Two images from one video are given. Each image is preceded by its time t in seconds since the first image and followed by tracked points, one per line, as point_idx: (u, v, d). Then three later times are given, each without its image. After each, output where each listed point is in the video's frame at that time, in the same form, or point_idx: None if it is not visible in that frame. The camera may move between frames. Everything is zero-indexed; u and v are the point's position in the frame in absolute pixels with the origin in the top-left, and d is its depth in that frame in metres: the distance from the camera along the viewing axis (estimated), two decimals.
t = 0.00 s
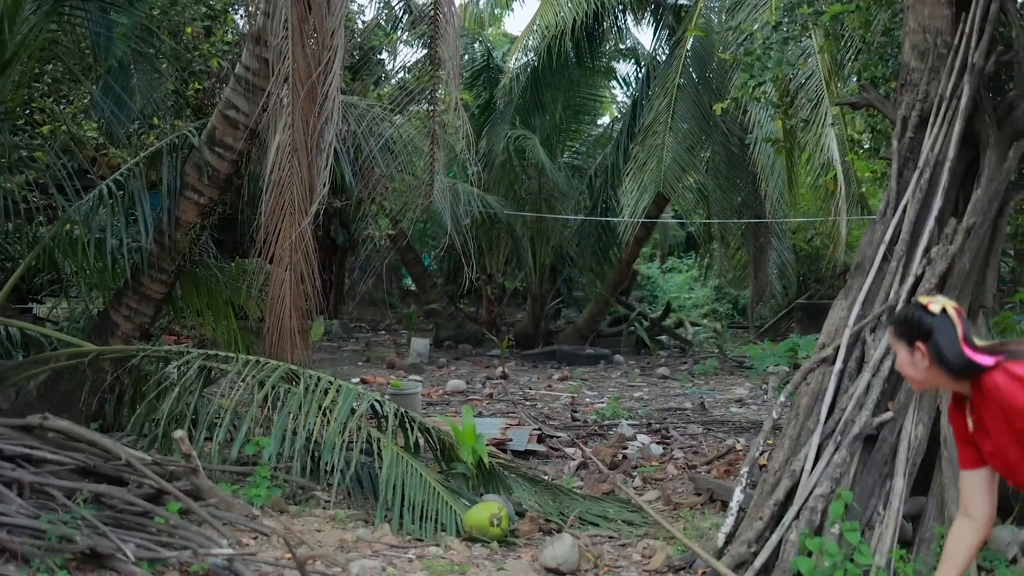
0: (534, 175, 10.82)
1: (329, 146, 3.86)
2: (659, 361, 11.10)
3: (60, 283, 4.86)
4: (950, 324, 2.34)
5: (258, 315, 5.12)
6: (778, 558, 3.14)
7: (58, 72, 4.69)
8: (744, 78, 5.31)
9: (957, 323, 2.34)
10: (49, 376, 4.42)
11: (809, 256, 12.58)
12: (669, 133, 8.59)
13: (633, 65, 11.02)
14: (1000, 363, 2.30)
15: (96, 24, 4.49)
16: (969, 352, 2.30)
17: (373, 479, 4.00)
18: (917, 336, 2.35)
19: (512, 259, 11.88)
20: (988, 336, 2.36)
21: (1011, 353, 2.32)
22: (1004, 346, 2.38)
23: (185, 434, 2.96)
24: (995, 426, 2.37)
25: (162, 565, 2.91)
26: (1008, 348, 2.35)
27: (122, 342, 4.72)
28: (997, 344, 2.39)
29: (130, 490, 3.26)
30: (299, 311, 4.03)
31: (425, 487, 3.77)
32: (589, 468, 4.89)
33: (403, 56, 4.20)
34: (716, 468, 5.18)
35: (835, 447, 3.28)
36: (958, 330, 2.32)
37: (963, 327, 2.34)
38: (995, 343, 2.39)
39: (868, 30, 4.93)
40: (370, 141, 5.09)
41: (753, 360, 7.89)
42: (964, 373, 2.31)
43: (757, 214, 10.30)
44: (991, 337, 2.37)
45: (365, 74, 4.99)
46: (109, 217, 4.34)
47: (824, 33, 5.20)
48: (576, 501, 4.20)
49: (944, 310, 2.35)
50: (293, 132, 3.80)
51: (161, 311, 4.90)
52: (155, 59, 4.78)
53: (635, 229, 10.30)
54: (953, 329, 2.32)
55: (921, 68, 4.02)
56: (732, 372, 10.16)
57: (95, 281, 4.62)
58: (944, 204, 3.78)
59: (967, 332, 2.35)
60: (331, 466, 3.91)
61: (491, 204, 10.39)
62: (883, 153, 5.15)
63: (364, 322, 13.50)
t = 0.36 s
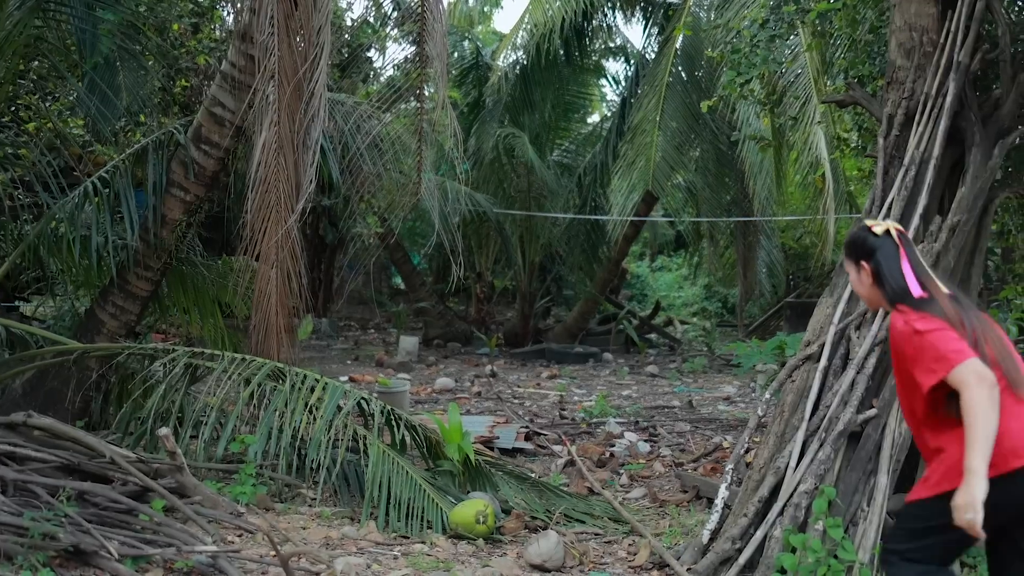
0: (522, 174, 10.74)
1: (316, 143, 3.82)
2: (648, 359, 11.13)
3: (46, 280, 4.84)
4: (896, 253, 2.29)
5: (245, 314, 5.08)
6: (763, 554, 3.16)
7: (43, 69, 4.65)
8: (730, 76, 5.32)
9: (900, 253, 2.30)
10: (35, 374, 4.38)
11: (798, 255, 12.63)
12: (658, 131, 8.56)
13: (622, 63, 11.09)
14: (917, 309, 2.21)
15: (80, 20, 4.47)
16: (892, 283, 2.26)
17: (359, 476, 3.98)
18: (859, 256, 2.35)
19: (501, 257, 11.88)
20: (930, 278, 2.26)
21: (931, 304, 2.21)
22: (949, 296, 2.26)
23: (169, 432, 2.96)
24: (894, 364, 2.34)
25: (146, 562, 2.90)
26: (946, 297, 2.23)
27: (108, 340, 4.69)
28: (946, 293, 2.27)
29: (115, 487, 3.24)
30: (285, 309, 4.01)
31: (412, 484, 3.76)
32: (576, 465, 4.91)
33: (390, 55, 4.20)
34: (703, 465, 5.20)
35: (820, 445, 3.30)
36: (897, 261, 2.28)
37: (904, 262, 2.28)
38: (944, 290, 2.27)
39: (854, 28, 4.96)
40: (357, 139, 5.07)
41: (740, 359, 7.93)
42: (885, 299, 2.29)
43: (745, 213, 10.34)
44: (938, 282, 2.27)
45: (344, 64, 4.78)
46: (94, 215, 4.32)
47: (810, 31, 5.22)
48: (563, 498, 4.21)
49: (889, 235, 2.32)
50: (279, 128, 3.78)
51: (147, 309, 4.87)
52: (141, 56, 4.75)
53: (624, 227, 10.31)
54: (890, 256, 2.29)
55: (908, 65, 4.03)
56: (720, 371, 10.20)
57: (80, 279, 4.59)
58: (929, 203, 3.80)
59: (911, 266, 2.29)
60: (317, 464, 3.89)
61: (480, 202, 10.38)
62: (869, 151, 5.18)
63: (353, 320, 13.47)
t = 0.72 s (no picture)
0: (513, 172, 10.76)
1: (305, 140, 3.84)
2: (638, 357, 11.16)
3: (35, 278, 4.81)
4: (785, 240, 2.23)
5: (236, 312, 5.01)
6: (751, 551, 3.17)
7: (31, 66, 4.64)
8: (721, 74, 5.33)
9: (789, 238, 2.24)
10: (24, 371, 4.36)
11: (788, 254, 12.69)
12: (649, 130, 8.56)
13: (613, 61, 11.09)
14: (787, 304, 2.15)
15: (68, 17, 4.48)
16: (776, 270, 2.21)
17: (349, 474, 3.99)
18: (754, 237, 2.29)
19: (492, 255, 11.89)
20: (814, 270, 2.19)
21: (804, 297, 2.14)
22: (828, 293, 2.18)
23: (160, 429, 3.00)
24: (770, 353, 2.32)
25: (135, 560, 2.88)
26: (822, 293, 2.16)
27: (97, 338, 4.67)
28: (828, 287, 2.20)
29: (104, 485, 3.23)
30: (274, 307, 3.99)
31: (402, 481, 3.77)
32: (566, 463, 4.92)
33: (381, 52, 4.19)
34: (692, 462, 5.21)
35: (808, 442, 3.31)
36: (783, 248, 2.22)
37: (791, 250, 2.22)
38: (827, 283, 2.20)
39: (844, 27, 4.98)
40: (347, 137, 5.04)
41: (731, 356, 7.96)
42: (768, 283, 2.24)
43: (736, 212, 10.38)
44: (822, 276, 2.20)
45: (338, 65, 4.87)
46: (83, 213, 4.30)
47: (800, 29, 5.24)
48: (552, 495, 4.21)
49: (780, 223, 2.25)
50: (268, 126, 3.78)
51: (137, 307, 4.85)
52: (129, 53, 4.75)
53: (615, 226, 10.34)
54: (782, 240, 2.23)
55: (897, 63, 4.04)
56: (710, 369, 10.23)
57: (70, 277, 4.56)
58: (918, 200, 3.82)
59: (798, 256, 2.22)
60: (307, 462, 3.91)
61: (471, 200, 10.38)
62: (859, 149, 5.20)
63: (344, 318, 13.44)
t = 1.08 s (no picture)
0: (506, 166, 10.78)
1: (299, 133, 3.82)
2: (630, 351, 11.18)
3: (28, 272, 4.79)
4: (662, 214, 2.56)
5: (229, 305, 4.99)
6: (743, 542, 3.19)
7: (25, 58, 4.63)
8: (714, 67, 5.34)
9: (664, 212, 2.56)
10: (17, 364, 4.38)
11: (780, 248, 12.73)
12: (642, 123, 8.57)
13: (606, 55, 11.06)
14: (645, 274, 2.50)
15: (59, 9, 4.54)
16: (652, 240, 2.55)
17: (342, 466, 3.99)
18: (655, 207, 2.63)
19: (485, 248, 11.91)
20: (677, 239, 2.50)
21: (657, 268, 2.48)
22: (688, 268, 2.48)
23: (152, 422, 2.93)
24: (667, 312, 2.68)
25: (129, 551, 2.91)
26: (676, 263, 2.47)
27: (90, 331, 4.66)
28: (692, 255, 2.49)
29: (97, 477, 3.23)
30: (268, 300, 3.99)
31: (395, 474, 3.78)
32: (559, 455, 4.94)
33: (374, 46, 4.18)
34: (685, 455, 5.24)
35: (800, 434, 3.33)
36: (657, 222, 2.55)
37: (662, 222, 2.53)
38: (692, 251, 2.49)
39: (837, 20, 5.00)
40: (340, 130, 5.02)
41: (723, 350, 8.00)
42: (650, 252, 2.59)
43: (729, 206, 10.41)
44: (687, 244, 2.49)
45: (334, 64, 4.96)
46: (76, 205, 4.28)
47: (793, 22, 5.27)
48: (546, 487, 4.24)
49: (663, 200, 2.57)
50: (261, 118, 3.77)
51: (129, 300, 4.84)
52: (120, 44, 4.75)
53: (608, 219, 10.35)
54: (660, 215, 2.56)
55: (890, 56, 4.06)
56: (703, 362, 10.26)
57: (62, 271, 4.54)
58: (910, 193, 3.84)
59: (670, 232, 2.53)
60: (301, 454, 3.91)
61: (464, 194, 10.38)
62: (851, 142, 5.23)
63: (337, 312, 13.42)
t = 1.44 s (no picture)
0: (501, 157, 10.81)
1: (293, 123, 3.82)
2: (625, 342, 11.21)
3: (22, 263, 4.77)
4: (611, 212, 2.76)
5: (223, 296, 4.97)
6: (737, 531, 3.21)
7: (17, 49, 4.59)
8: (709, 57, 5.34)
9: (612, 209, 2.76)
10: (11, 355, 4.36)
11: (774, 239, 12.76)
12: (636, 114, 8.56)
13: (601, 46, 10.94)
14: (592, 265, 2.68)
15: None
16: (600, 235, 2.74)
17: (337, 456, 4.00)
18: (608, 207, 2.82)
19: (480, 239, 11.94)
20: (624, 235, 2.68)
21: (603, 258, 2.67)
22: (634, 261, 2.66)
23: (147, 412, 2.99)
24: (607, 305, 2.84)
25: (125, 541, 2.92)
26: (621, 256, 2.66)
27: (84, 322, 4.64)
28: (636, 250, 2.68)
29: (92, 467, 3.22)
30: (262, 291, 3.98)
31: (389, 463, 3.78)
32: (554, 445, 4.96)
33: (368, 37, 4.18)
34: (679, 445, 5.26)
35: (795, 424, 3.34)
36: (606, 219, 2.75)
37: (611, 219, 2.73)
38: (637, 246, 2.68)
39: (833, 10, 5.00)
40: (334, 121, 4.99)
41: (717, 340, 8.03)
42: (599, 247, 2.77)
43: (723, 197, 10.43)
44: (632, 240, 2.68)
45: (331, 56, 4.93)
46: (70, 195, 4.25)
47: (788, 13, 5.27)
48: (540, 477, 4.25)
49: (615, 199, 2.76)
50: (255, 108, 3.75)
51: (124, 291, 4.82)
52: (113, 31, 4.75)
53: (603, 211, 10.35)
54: (609, 212, 2.76)
55: (886, 47, 4.07)
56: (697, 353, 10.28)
57: (56, 262, 4.51)
58: (905, 184, 3.85)
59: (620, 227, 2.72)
60: (296, 444, 3.93)
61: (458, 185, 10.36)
62: (846, 132, 5.24)
63: (331, 303, 13.41)
